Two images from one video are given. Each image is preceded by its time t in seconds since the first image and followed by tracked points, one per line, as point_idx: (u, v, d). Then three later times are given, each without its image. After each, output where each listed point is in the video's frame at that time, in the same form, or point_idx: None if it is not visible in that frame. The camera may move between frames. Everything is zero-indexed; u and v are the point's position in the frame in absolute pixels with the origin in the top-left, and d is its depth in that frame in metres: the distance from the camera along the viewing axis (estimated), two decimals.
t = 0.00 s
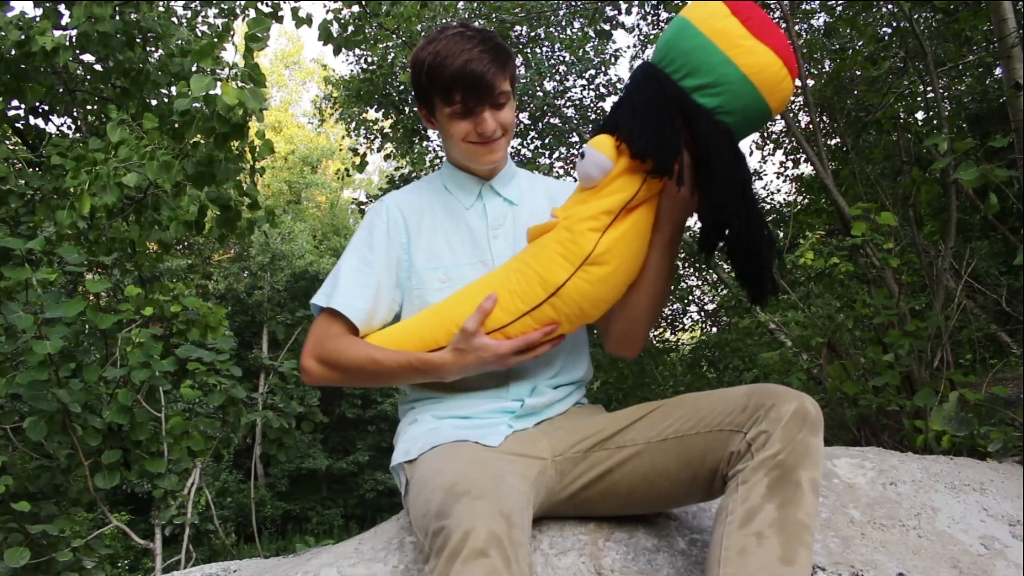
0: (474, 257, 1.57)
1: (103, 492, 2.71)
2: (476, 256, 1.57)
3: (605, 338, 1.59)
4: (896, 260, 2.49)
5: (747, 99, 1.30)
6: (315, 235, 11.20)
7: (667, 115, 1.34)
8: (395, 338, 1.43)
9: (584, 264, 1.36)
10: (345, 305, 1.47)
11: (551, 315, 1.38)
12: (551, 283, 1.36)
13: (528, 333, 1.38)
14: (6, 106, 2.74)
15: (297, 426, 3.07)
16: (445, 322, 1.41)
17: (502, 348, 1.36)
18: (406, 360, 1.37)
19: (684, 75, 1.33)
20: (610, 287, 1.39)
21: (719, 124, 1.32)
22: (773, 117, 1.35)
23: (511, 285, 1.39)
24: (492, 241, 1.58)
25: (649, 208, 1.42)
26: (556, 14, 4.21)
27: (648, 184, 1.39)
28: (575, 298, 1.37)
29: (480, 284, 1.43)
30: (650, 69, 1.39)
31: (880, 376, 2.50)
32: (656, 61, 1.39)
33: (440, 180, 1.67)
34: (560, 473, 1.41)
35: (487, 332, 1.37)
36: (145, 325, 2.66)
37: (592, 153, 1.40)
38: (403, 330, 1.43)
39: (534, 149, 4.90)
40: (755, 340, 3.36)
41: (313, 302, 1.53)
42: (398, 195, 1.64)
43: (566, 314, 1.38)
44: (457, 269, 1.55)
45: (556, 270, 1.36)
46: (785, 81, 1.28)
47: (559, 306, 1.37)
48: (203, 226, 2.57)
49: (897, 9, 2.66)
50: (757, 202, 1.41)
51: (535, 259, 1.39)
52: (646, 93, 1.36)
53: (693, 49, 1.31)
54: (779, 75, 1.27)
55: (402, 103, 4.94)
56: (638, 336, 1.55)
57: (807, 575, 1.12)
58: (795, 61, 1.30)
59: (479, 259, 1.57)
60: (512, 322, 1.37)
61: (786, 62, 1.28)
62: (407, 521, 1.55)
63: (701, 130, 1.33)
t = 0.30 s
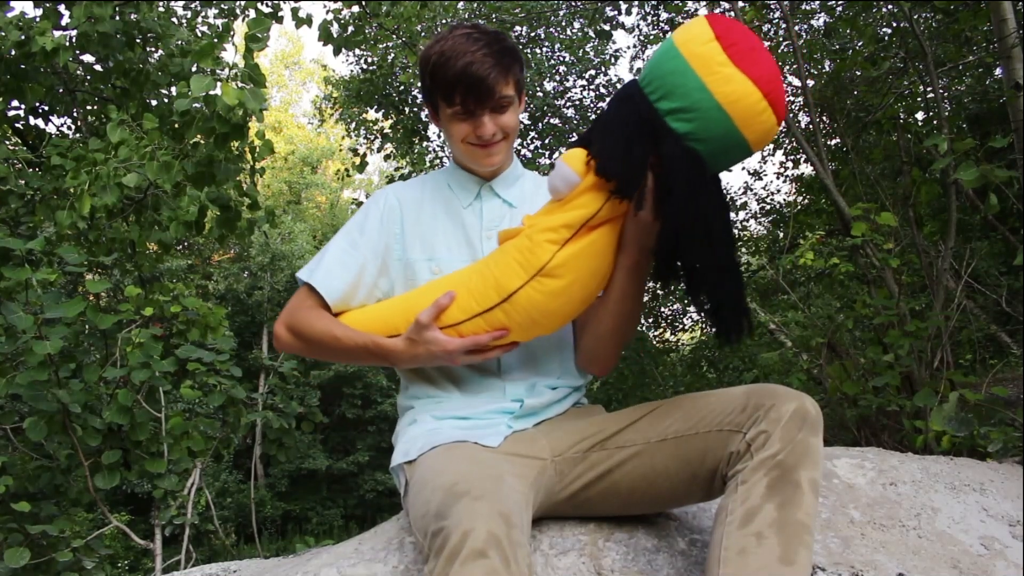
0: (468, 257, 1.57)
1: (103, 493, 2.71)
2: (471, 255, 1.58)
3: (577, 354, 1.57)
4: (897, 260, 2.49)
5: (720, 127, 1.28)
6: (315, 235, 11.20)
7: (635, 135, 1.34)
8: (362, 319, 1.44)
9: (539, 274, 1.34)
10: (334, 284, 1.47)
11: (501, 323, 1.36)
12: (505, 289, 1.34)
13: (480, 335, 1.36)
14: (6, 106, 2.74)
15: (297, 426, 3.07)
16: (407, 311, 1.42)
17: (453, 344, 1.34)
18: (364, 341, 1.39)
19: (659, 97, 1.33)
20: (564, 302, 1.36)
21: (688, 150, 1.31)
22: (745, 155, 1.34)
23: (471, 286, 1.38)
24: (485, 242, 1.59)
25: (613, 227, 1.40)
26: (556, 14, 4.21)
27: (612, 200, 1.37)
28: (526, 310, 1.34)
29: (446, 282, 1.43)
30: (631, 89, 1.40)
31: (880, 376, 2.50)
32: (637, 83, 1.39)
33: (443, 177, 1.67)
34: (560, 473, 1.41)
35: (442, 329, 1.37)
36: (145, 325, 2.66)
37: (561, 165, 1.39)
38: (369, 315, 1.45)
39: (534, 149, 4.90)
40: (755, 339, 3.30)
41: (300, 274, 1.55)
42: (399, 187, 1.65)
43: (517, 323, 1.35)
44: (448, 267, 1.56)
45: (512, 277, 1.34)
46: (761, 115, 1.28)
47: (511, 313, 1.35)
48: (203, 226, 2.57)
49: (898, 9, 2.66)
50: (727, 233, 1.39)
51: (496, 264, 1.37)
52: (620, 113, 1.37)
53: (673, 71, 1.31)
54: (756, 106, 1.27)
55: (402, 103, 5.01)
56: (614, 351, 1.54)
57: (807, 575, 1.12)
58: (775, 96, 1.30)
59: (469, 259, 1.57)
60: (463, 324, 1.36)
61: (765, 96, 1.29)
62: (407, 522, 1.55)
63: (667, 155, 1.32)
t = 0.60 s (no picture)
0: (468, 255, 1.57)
1: (104, 493, 2.71)
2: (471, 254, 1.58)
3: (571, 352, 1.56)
4: (897, 260, 2.49)
5: (707, 129, 1.29)
6: (314, 235, 11.21)
7: (621, 135, 1.33)
8: (356, 312, 1.46)
9: (525, 273, 1.34)
10: (332, 277, 1.48)
11: (488, 321, 1.36)
12: (492, 287, 1.35)
13: (467, 332, 1.37)
14: (5, 106, 2.74)
15: (297, 426, 3.06)
16: (398, 304, 1.43)
17: (440, 340, 1.36)
18: (355, 334, 1.41)
19: (648, 98, 1.33)
20: (549, 302, 1.36)
21: (675, 151, 1.31)
22: (733, 158, 1.34)
23: (460, 281, 1.39)
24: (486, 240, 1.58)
25: (600, 227, 1.39)
26: (556, 14, 4.21)
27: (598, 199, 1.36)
28: (512, 309, 1.35)
29: (437, 278, 1.44)
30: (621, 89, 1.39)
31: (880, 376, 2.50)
32: (627, 83, 1.39)
33: (444, 176, 1.68)
34: (560, 473, 1.41)
35: (431, 324, 1.38)
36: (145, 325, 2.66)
37: (550, 164, 1.38)
38: (362, 308, 1.46)
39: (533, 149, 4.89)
40: (755, 340, 3.32)
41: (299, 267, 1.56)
42: (400, 184, 1.65)
43: (504, 321, 1.36)
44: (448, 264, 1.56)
45: (499, 275, 1.35)
46: (749, 118, 1.28)
47: (498, 310, 1.35)
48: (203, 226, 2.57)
49: (898, 9, 2.66)
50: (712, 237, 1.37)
51: (484, 262, 1.38)
52: (607, 113, 1.37)
53: (661, 72, 1.31)
54: (744, 110, 1.27)
55: (402, 103, 5.02)
56: (608, 352, 1.53)
57: (807, 575, 1.12)
58: (764, 99, 1.29)
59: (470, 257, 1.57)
60: (451, 321, 1.37)
61: (754, 100, 1.28)
62: (407, 522, 1.55)
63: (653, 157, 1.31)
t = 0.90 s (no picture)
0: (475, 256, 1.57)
1: (103, 493, 2.70)
2: (477, 254, 1.58)
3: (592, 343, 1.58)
4: (896, 260, 2.49)
5: (726, 110, 1.29)
6: (314, 235, 11.22)
7: (642, 123, 1.33)
8: (376, 323, 1.43)
9: (553, 265, 1.34)
10: (341, 288, 1.47)
11: (519, 316, 1.36)
12: (521, 282, 1.34)
13: (497, 330, 1.36)
14: (5, 106, 2.74)
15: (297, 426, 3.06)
16: (420, 310, 1.42)
17: (471, 341, 1.34)
18: (380, 344, 1.38)
19: (665, 83, 1.33)
20: (579, 292, 1.37)
21: (697, 134, 1.32)
22: (753, 136, 1.34)
23: (485, 280, 1.38)
24: (492, 241, 1.58)
25: (623, 216, 1.40)
26: (556, 14, 4.21)
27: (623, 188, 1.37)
28: (543, 302, 1.35)
29: (457, 279, 1.43)
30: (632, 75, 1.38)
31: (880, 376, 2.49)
32: (642, 68, 1.39)
33: (445, 181, 1.67)
34: (560, 473, 1.41)
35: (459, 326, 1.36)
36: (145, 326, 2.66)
37: (569, 156, 1.39)
38: (382, 319, 1.44)
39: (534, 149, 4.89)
40: (756, 340, 3.33)
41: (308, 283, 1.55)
42: (402, 191, 1.65)
43: (534, 315, 1.36)
44: (456, 266, 1.56)
45: (527, 270, 1.34)
46: (766, 96, 1.28)
47: (527, 305, 1.35)
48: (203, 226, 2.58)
49: (898, 9, 2.66)
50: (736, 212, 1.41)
51: (508, 257, 1.38)
52: (623, 101, 1.37)
53: (676, 56, 1.31)
54: (760, 88, 1.27)
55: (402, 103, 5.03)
56: (631, 340, 1.54)
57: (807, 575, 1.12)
58: (780, 75, 1.29)
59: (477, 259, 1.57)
60: (480, 319, 1.36)
61: (769, 77, 1.28)
62: (407, 521, 1.55)
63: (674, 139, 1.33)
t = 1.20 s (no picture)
0: (476, 256, 1.57)
1: (103, 493, 2.70)
2: (478, 254, 1.57)
3: (616, 328, 1.61)
4: (896, 260, 2.49)
5: (743, 80, 1.25)
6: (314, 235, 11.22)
7: (660, 98, 1.31)
8: (403, 330, 1.43)
9: (583, 247, 1.35)
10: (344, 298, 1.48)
11: (554, 302, 1.37)
12: (552, 269, 1.35)
13: (531, 320, 1.37)
14: (5, 107, 2.74)
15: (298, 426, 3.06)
16: (450, 312, 1.41)
17: (505, 335, 1.34)
18: (412, 350, 1.38)
19: (678, 57, 1.30)
20: (610, 271, 1.39)
21: (714, 104, 1.28)
22: (768, 104, 1.31)
23: (512, 271, 1.38)
24: (494, 241, 1.58)
25: (646, 192, 1.41)
26: (556, 14, 4.21)
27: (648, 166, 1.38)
28: (576, 285, 1.36)
29: (482, 274, 1.43)
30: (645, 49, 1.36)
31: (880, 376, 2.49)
32: (652, 45, 1.36)
33: (445, 184, 1.67)
34: (560, 473, 1.41)
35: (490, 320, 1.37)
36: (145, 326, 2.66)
37: (590, 138, 1.39)
38: (407, 324, 1.44)
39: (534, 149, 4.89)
40: (756, 339, 3.33)
41: (321, 298, 1.55)
42: (404, 196, 1.65)
43: (569, 300, 1.37)
44: (458, 267, 1.56)
45: (556, 257, 1.35)
46: (780, 63, 1.24)
47: (560, 291, 1.36)
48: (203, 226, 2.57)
49: (898, 9, 2.66)
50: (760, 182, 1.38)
51: (536, 245, 1.38)
52: (640, 78, 1.34)
53: (686, 30, 1.27)
54: (774, 55, 1.23)
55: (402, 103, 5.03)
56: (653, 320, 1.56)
57: None
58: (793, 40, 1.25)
59: (479, 260, 1.57)
60: (514, 310, 1.37)
61: (782, 44, 1.24)
62: (407, 521, 1.55)
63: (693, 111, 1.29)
